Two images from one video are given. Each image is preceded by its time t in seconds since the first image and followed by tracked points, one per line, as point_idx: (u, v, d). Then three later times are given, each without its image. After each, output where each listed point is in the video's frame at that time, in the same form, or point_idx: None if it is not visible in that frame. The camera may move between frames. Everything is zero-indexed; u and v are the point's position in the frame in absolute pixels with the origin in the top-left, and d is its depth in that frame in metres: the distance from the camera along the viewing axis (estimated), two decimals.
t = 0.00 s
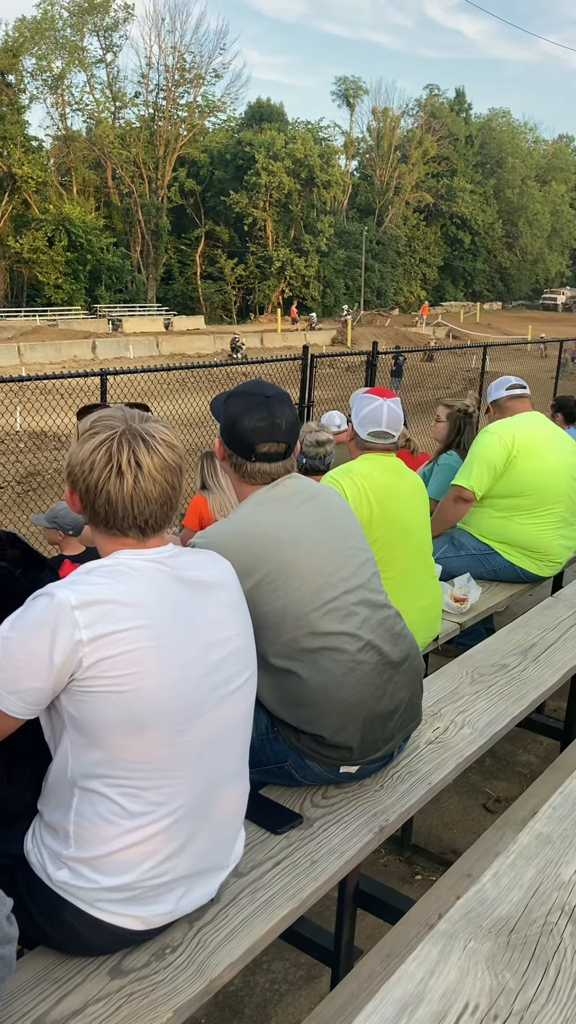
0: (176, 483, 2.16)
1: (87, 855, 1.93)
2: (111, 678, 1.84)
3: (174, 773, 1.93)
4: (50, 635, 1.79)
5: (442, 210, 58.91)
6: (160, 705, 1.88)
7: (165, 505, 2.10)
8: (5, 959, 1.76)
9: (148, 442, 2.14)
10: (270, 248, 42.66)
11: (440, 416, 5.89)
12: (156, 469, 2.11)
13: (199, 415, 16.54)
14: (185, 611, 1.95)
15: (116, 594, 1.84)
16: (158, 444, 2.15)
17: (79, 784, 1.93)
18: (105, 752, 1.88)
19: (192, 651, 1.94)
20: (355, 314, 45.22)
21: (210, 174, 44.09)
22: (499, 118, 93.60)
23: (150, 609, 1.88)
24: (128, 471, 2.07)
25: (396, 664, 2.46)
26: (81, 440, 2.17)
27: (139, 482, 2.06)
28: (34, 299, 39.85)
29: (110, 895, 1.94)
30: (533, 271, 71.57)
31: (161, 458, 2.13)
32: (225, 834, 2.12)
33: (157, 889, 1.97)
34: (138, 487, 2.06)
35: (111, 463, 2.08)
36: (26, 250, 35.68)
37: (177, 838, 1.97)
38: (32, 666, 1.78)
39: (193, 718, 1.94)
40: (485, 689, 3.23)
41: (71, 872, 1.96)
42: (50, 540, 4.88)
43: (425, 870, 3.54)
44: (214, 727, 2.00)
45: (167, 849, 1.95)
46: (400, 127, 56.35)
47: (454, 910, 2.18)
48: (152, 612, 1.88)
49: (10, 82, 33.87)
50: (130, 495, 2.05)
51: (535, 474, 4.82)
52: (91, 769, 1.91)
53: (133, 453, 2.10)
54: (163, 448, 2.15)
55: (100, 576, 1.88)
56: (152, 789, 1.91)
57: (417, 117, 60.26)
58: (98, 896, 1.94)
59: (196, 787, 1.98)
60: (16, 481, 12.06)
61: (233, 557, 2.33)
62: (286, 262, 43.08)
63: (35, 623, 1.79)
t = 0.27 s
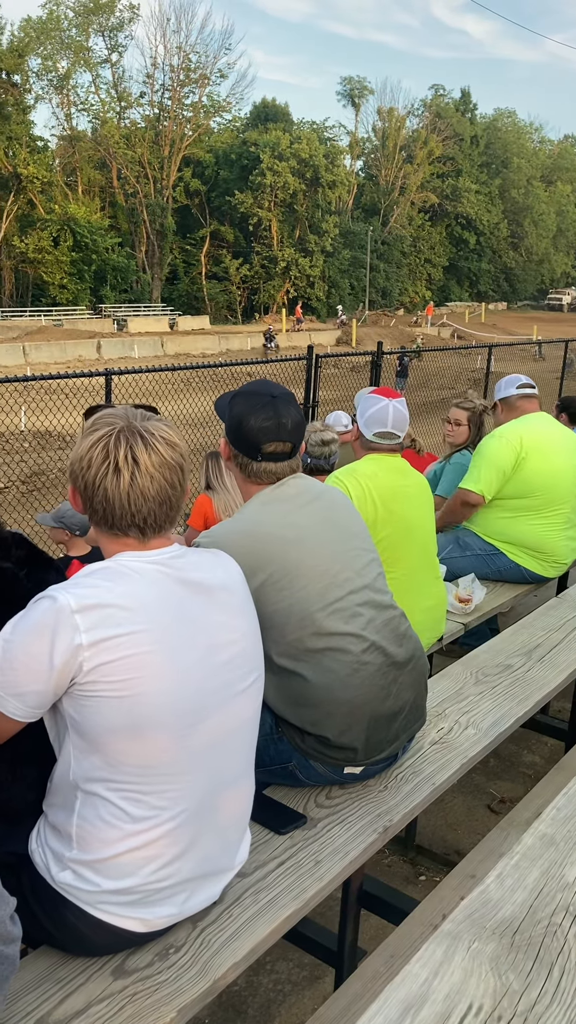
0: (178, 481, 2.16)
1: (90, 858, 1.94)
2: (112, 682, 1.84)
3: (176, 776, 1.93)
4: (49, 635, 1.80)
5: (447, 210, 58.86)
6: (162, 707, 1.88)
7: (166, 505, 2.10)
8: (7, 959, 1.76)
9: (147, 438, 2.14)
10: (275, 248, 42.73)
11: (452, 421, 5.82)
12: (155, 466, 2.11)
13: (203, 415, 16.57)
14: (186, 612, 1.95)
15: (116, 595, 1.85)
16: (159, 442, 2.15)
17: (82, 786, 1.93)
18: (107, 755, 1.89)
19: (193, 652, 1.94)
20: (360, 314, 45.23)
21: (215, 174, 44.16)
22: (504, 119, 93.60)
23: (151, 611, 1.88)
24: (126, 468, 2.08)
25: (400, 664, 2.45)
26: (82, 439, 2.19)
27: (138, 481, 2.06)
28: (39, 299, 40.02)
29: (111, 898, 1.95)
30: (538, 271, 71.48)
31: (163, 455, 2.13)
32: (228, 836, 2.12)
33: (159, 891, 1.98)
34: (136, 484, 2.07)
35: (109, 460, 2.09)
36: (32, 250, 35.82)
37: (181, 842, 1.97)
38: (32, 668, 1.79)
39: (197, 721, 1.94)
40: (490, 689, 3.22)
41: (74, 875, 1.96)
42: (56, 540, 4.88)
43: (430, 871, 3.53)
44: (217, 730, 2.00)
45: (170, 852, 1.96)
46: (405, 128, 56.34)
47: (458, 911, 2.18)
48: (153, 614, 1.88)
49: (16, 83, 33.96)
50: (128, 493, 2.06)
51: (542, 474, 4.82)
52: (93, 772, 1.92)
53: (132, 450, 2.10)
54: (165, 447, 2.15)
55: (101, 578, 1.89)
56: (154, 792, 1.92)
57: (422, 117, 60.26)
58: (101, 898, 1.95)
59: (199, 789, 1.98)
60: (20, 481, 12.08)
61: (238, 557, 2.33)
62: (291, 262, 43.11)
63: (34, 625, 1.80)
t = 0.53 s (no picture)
0: (183, 482, 2.16)
1: (96, 859, 1.94)
2: (118, 683, 1.84)
3: (183, 777, 1.93)
4: (54, 637, 1.81)
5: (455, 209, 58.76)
6: (167, 709, 1.88)
7: (173, 505, 2.10)
8: (13, 959, 1.76)
9: (154, 438, 2.14)
10: (282, 248, 42.72)
11: (463, 425, 5.82)
12: (161, 467, 2.10)
13: (210, 415, 16.57)
14: (192, 614, 1.96)
15: (122, 598, 1.85)
16: (165, 443, 2.15)
17: (88, 789, 1.94)
18: (112, 757, 1.89)
19: (199, 654, 1.94)
20: (367, 315, 45.19)
21: (222, 174, 44.20)
22: (511, 118, 93.38)
23: (157, 611, 1.89)
24: (132, 467, 2.08)
25: (407, 665, 2.45)
26: (89, 439, 2.19)
27: (143, 480, 2.07)
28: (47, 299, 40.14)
29: (118, 898, 1.95)
30: (546, 271, 71.26)
31: (169, 455, 2.13)
32: (237, 836, 2.12)
33: (166, 892, 1.98)
34: (141, 485, 2.07)
35: (115, 460, 2.09)
36: (39, 250, 35.91)
37: (188, 843, 1.97)
38: (37, 670, 1.79)
39: (203, 722, 1.94)
40: (498, 689, 3.21)
41: (81, 875, 1.97)
42: (61, 540, 4.89)
43: (435, 871, 3.53)
44: (223, 731, 2.01)
45: (177, 853, 1.96)
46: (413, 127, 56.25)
47: (465, 913, 2.18)
48: (160, 616, 1.88)
49: (23, 83, 33.97)
50: (133, 493, 2.06)
51: (548, 476, 4.81)
52: (100, 773, 1.92)
53: (137, 449, 2.11)
54: (170, 446, 2.15)
55: (106, 579, 1.89)
56: (161, 792, 1.92)
57: (430, 117, 60.18)
58: (107, 899, 1.95)
59: (205, 790, 1.98)
60: (26, 481, 12.11)
61: (245, 557, 2.33)
62: (298, 262, 43.08)
63: (40, 626, 1.80)
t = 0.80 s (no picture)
0: (192, 481, 2.16)
1: (105, 858, 1.94)
2: (126, 683, 1.85)
3: (192, 776, 1.93)
4: (63, 636, 1.81)
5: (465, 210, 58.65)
6: (176, 709, 1.88)
7: (182, 506, 2.10)
8: (22, 959, 1.75)
9: (162, 438, 2.14)
10: (291, 248, 42.74)
11: (473, 429, 5.79)
12: (170, 467, 2.10)
13: (218, 415, 16.57)
14: (202, 614, 1.95)
15: (130, 598, 1.85)
16: (175, 443, 2.15)
17: (98, 787, 1.94)
18: (121, 756, 1.89)
19: (208, 653, 1.95)
20: (377, 315, 45.14)
21: (232, 174, 44.23)
22: (521, 118, 93.17)
23: (166, 611, 1.89)
24: (141, 467, 2.08)
25: (416, 665, 2.44)
26: (98, 439, 2.19)
27: (152, 479, 2.07)
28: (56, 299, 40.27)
29: (127, 898, 1.95)
30: (555, 271, 71.00)
31: (179, 455, 2.14)
32: (245, 836, 2.12)
33: (175, 892, 1.98)
34: (149, 485, 2.07)
35: (124, 458, 2.10)
36: (49, 250, 36.07)
37: (196, 843, 1.97)
38: (46, 669, 1.80)
39: (212, 722, 1.95)
40: (507, 690, 3.21)
41: (90, 875, 1.97)
42: (67, 539, 4.90)
43: (444, 872, 3.52)
44: (232, 732, 2.01)
45: (186, 852, 1.96)
46: (422, 127, 56.17)
47: (475, 914, 2.17)
48: (168, 616, 1.89)
49: (34, 84, 34.08)
50: (141, 492, 2.06)
51: (555, 476, 4.80)
52: (108, 773, 1.92)
53: (147, 448, 2.11)
54: (179, 446, 2.16)
55: (116, 579, 1.90)
56: (169, 793, 1.92)
57: (439, 117, 60.09)
58: (115, 898, 1.95)
59: (214, 791, 1.98)
60: (34, 481, 12.12)
61: (253, 557, 2.33)
62: (307, 262, 43.05)
63: (49, 626, 1.81)
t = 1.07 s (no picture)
0: (210, 481, 2.15)
1: (121, 859, 1.94)
2: (142, 687, 1.85)
3: (208, 777, 1.93)
4: (80, 639, 1.81)
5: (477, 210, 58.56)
6: (192, 710, 1.88)
7: (199, 506, 2.10)
8: (39, 958, 1.74)
9: (180, 438, 2.14)
10: (303, 248, 42.73)
11: (488, 431, 5.79)
12: (187, 467, 2.10)
13: (230, 416, 16.60)
14: (218, 617, 1.95)
15: (147, 599, 1.86)
16: (192, 442, 2.15)
17: (116, 789, 1.93)
18: (138, 758, 1.90)
19: (225, 653, 1.94)
20: (389, 315, 45.12)
21: (244, 175, 44.30)
22: (534, 119, 93.02)
23: (182, 612, 1.89)
24: (158, 467, 2.08)
25: (432, 667, 2.43)
26: (115, 439, 2.19)
27: (169, 479, 2.07)
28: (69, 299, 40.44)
29: (142, 897, 1.95)
30: (567, 272, 70.81)
31: (195, 455, 2.13)
32: (261, 836, 2.11)
33: (191, 892, 1.97)
34: (167, 484, 2.07)
35: (141, 459, 2.10)
36: (61, 251, 36.18)
37: (212, 844, 1.96)
38: (63, 670, 1.80)
39: (228, 723, 1.94)
40: (521, 693, 3.20)
41: (107, 876, 1.97)
42: (78, 540, 4.90)
43: (456, 873, 3.52)
44: (249, 733, 2.00)
45: (203, 854, 1.95)
46: (434, 128, 56.12)
47: (491, 917, 2.17)
48: (185, 617, 1.89)
49: (47, 84, 34.21)
50: (159, 493, 2.06)
51: (564, 475, 4.81)
52: (125, 774, 1.92)
53: (163, 448, 2.11)
54: (196, 446, 2.15)
55: (132, 580, 1.90)
56: (187, 795, 1.92)
57: (451, 117, 60.03)
58: (131, 900, 1.95)
59: (231, 791, 1.98)
60: (48, 480, 12.20)
61: (270, 557, 2.33)
62: (319, 262, 43.04)
63: (66, 628, 1.81)
